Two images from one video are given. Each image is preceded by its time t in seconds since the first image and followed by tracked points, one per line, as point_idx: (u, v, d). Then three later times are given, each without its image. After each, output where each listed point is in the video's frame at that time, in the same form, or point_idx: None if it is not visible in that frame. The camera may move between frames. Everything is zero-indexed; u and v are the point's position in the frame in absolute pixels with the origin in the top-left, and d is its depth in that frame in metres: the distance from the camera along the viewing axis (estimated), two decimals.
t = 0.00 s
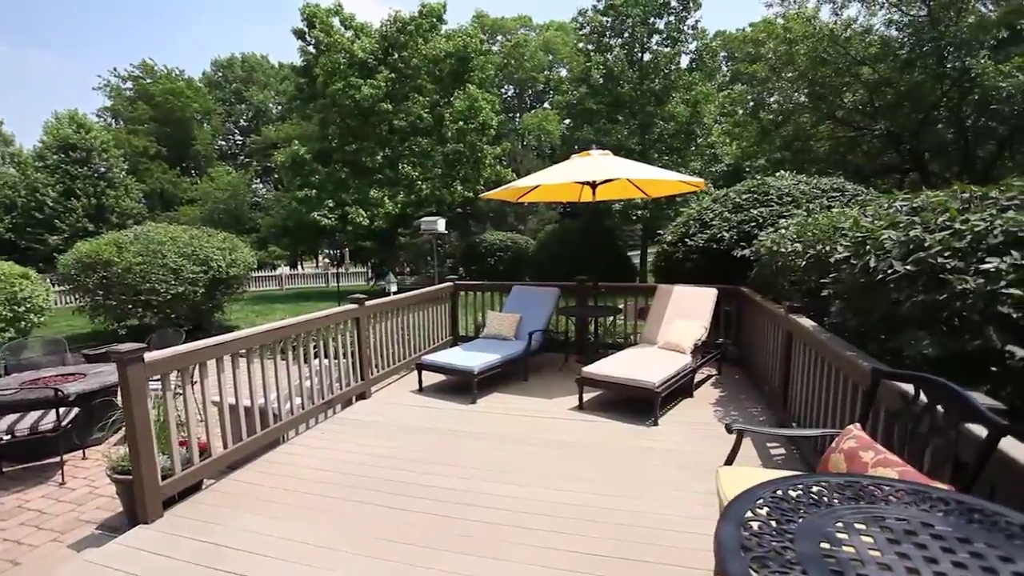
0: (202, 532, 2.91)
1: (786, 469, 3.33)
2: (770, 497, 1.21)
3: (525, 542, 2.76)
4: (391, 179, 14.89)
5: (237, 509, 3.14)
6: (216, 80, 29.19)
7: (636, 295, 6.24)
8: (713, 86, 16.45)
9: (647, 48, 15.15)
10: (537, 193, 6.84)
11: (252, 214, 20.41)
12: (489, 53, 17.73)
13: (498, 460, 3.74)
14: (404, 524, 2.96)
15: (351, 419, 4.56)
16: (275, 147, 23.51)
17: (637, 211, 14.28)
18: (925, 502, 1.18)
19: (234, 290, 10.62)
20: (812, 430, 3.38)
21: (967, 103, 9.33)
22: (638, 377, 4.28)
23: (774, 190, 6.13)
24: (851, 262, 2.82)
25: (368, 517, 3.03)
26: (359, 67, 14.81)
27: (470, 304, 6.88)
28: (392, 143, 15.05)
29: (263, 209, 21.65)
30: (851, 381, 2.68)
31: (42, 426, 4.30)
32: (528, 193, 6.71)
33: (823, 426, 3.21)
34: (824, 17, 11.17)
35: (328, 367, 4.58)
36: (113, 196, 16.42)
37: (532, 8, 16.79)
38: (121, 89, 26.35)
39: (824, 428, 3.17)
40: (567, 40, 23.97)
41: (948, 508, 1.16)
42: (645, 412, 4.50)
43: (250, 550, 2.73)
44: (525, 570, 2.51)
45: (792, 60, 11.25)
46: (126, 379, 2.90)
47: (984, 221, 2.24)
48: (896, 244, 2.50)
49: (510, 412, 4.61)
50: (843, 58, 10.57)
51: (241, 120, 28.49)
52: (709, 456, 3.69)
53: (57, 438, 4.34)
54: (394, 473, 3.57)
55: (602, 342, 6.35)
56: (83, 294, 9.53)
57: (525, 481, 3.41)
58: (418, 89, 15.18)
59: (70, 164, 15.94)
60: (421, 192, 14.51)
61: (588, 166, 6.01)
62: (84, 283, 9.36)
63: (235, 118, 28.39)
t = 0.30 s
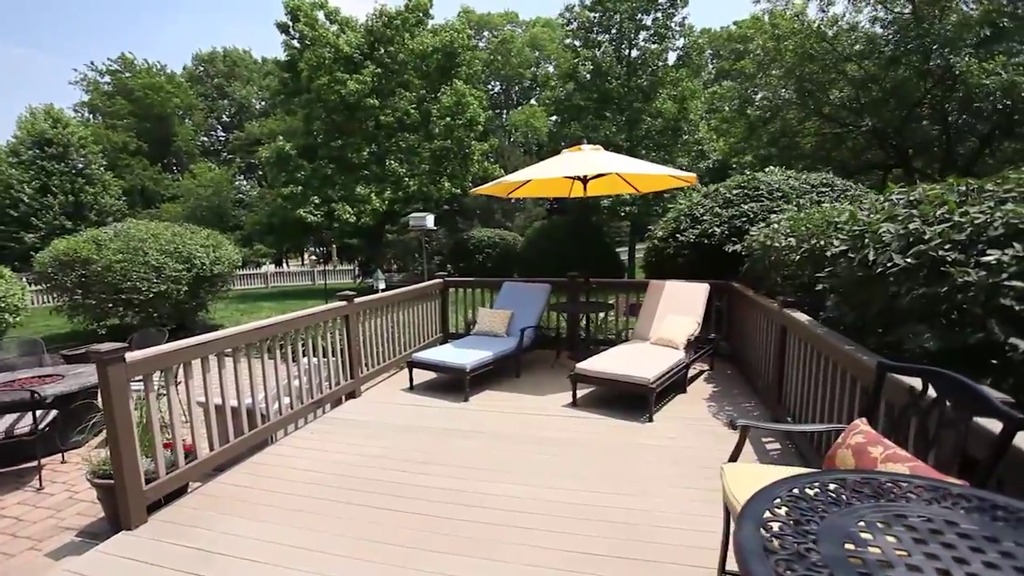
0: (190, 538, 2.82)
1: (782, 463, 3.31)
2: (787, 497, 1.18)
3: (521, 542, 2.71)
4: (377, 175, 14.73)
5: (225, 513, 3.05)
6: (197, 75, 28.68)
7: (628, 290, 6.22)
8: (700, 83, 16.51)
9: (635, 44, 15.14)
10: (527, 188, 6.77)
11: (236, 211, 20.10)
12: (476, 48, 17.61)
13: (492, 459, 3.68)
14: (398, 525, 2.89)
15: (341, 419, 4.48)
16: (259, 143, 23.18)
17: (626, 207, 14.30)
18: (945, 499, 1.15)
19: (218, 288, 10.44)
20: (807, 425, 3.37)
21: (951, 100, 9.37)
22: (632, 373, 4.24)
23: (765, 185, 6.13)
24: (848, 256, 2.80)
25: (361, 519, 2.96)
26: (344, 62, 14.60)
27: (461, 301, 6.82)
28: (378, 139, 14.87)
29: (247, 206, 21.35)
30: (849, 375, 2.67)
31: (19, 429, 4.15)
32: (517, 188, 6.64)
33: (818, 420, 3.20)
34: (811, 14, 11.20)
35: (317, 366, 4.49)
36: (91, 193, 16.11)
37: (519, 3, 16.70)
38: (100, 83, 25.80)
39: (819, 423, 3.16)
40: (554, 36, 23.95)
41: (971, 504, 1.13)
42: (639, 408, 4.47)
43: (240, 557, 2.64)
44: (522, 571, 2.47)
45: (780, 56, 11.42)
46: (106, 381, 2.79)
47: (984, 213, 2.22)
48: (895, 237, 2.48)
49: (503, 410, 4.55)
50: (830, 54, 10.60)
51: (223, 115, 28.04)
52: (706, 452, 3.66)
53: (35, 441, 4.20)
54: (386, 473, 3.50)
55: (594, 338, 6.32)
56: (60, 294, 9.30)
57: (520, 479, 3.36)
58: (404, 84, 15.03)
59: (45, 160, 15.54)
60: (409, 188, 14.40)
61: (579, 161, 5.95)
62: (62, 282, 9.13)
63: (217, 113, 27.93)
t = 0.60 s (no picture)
0: (184, 540, 2.75)
1: (788, 462, 3.26)
2: (815, 498, 1.13)
3: (525, 542, 2.65)
4: (374, 172, 14.62)
5: (221, 514, 2.98)
6: (190, 71, 28.44)
7: (629, 287, 6.17)
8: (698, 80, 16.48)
9: (633, 41, 15.08)
10: (526, 184, 6.70)
11: (231, 208, 19.95)
12: (473, 45, 17.52)
13: (492, 458, 3.62)
14: (398, 526, 2.83)
15: (340, 418, 4.41)
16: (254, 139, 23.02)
17: (624, 204, 14.36)
18: (982, 500, 1.10)
19: (213, 285, 10.33)
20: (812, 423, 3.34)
21: (951, 98, 9.36)
22: (635, 371, 4.19)
23: (766, 181, 6.08)
24: (857, 251, 2.75)
25: (360, 520, 2.90)
26: (341, 57, 14.44)
27: (459, 297, 6.75)
28: (374, 135, 14.75)
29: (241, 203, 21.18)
30: (858, 373, 2.63)
31: (9, 428, 4.06)
32: (516, 184, 6.57)
33: (824, 419, 3.17)
34: (810, 10, 11.13)
35: (315, 363, 4.41)
36: (84, 189, 15.95)
37: None
38: (93, 79, 25.54)
39: (824, 421, 3.13)
40: (550, 34, 23.89)
41: (1010, 506, 1.08)
42: (641, 406, 4.43)
43: (235, 559, 2.57)
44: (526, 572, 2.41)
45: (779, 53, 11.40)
46: (97, 378, 2.71)
47: (1000, 207, 2.18)
48: (907, 232, 2.43)
49: (503, 408, 4.49)
50: (831, 51, 10.54)
51: (217, 112, 27.84)
52: (708, 450, 3.61)
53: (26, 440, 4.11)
54: (386, 473, 3.44)
55: (594, 336, 6.27)
56: (53, 291, 9.18)
57: (523, 479, 3.30)
58: (401, 80, 14.92)
59: (37, 156, 15.36)
60: (406, 185, 14.32)
61: (579, 156, 5.88)
62: (54, 279, 9.01)
63: (211, 110, 27.73)
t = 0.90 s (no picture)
0: (189, 539, 2.71)
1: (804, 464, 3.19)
2: (860, 509, 1.08)
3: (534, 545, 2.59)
4: (378, 168, 14.56)
5: (223, 512, 2.94)
6: (195, 65, 28.42)
7: (637, 285, 6.09)
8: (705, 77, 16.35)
9: (639, 37, 14.96)
10: (533, 180, 6.62)
11: (235, 204, 19.92)
12: (479, 40, 17.41)
13: (492, 456, 3.58)
14: (404, 526, 2.78)
15: (346, 415, 4.37)
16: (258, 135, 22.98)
17: (629, 201, 14.05)
18: None
19: (217, 280, 10.29)
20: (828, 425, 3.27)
21: (964, 95, 9.24)
22: (645, 370, 4.13)
23: (777, 178, 6.00)
24: (880, 249, 2.67)
25: (366, 521, 2.84)
26: (346, 52, 14.37)
27: (466, 294, 6.68)
28: (379, 132, 14.69)
29: (246, 198, 21.16)
30: (879, 374, 2.56)
31: (13, 422, 4.01)
32: (524, 180, 6.50)
33: (841, 421, 3.10)
34: (822, 6, 11.01)
35: (320, 359, 4.36)
36: (89, 184, 15.94)
37: None
38: (98, 74, 25.55)
39: (840, 423, 3.07)
40: (555, 30, 23.79)
41: None
42: (651, 405, 4.36)
43: (240, 560, 2.52)
44: None
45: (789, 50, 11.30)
46: (101, 374, 2.66)
47: None
48: (933, 229, 2.35)
49: (509, 406, 4.43)
50: (843, 46, 10.41)
51: (221, 107, 27.84)
52: (712, 449, 3.56)
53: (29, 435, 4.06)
54: (391, 471, 3.38)
55: (601, 334, 6.20)
56: (57, 285, 9.16)
57: (530, 479, 3.24)
58: (406, 75, 14.85)
59: (42, 150, 15.35)
60: (410, 181, 14.27)
61: (588, 152, 5.80)
62: (58, 273, 8.97)
63: (216, 105, 27.73)
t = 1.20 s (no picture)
0: (205, 535, 2.68)
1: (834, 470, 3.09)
2: (929, 530, 1.05)
3: (555, 549, 2.52)
4: (394, 162, 14.59)
5: (238, 507, 2.91)
6: (214, 60, 28.67)
7: (656, 283, 5.99)
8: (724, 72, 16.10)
9: (658, 32, 14.75)
10: (551, 175, 6.54)
11: (251, 198, 20.06)
12: (495, 35, 17.31)
13: (503, 454, 3.53)
14: (422, 526, 2.73)
15: (362, 410, 4.33)
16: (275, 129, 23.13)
17: (646, 197, 13.71)
18: None
19: (233, 273, 10.36)
20: (857, 431, 3.16)
21: (998, 90, 8.99)
22: (667, 370, 4.03)
23: (802, 175, 5.85)
24: (920, 248, 2.56)
25: (383, 519, 2.79)
26: (362, 47, 14.36)
27: (482, 290, 6.62)
28: (395, 126, 14.68)
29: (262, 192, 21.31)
30: (917, 380, 2.45)
31: (34, 413, 4.04)
32: (543, 174, 6.41)
33: (873, 427, 2.98)
34: None
35: (337, 354, 4.34)
36: (110, 177, 16.13)
37: None
38: (119, 69, 25.87)
39: (871, 429, 2.96)
40: (571, 25, 23.59)
41: None
42: (671, 405, 4.27)
43: (257, 557, 2.49)
44: None
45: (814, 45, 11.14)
46: (120, 367, 2.64)
47: None
48: (982, 227, 2.24)
49: (527, 404, 4.37)
50: (870, 40, 10.17)
51: (239, 102, 28.09)
52: (737, 452, 3.46)
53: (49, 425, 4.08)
54: (408, 469, 3.33)
55: (619, 332, 6.11)
56: (78, 276, 9.27)
57: (551, 480, 3.17)
58: (422, 70, 14.81)
59: (65, 143, 15.55)
60: (426, 176, 14.23)
61: (609, 147, 5.70)
62: (79, 264, 9.07)
63: (233, 100, 27.98)
